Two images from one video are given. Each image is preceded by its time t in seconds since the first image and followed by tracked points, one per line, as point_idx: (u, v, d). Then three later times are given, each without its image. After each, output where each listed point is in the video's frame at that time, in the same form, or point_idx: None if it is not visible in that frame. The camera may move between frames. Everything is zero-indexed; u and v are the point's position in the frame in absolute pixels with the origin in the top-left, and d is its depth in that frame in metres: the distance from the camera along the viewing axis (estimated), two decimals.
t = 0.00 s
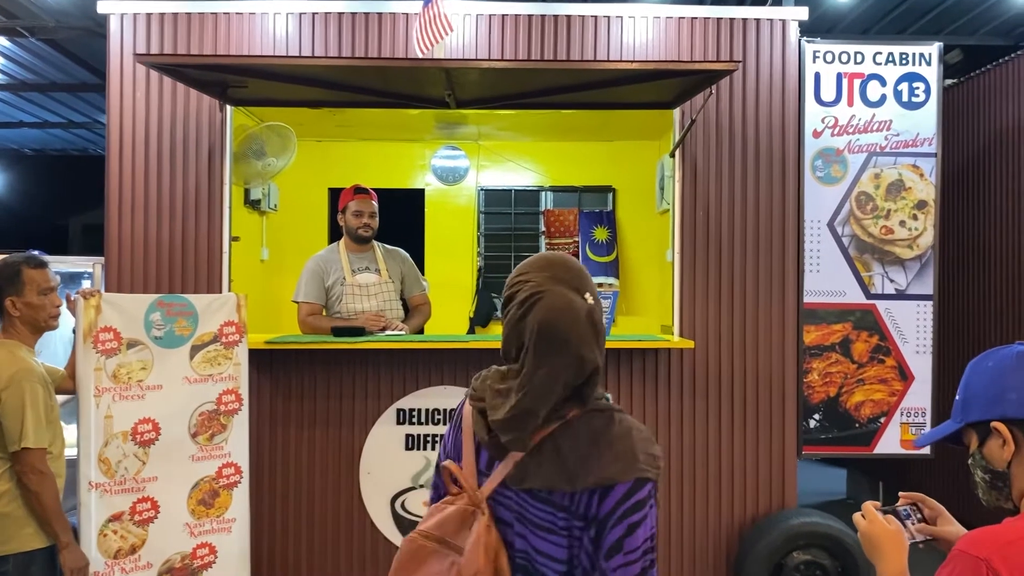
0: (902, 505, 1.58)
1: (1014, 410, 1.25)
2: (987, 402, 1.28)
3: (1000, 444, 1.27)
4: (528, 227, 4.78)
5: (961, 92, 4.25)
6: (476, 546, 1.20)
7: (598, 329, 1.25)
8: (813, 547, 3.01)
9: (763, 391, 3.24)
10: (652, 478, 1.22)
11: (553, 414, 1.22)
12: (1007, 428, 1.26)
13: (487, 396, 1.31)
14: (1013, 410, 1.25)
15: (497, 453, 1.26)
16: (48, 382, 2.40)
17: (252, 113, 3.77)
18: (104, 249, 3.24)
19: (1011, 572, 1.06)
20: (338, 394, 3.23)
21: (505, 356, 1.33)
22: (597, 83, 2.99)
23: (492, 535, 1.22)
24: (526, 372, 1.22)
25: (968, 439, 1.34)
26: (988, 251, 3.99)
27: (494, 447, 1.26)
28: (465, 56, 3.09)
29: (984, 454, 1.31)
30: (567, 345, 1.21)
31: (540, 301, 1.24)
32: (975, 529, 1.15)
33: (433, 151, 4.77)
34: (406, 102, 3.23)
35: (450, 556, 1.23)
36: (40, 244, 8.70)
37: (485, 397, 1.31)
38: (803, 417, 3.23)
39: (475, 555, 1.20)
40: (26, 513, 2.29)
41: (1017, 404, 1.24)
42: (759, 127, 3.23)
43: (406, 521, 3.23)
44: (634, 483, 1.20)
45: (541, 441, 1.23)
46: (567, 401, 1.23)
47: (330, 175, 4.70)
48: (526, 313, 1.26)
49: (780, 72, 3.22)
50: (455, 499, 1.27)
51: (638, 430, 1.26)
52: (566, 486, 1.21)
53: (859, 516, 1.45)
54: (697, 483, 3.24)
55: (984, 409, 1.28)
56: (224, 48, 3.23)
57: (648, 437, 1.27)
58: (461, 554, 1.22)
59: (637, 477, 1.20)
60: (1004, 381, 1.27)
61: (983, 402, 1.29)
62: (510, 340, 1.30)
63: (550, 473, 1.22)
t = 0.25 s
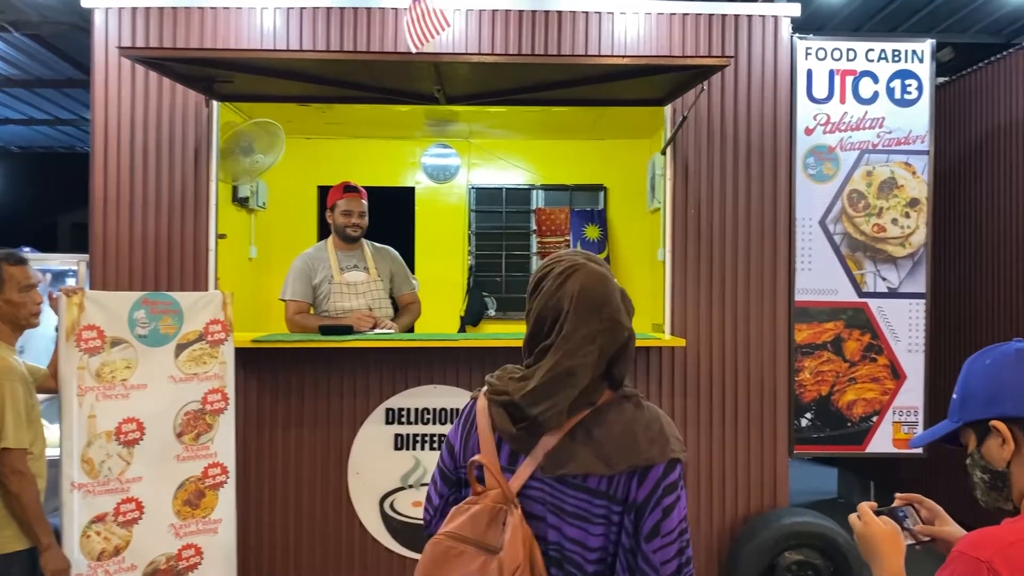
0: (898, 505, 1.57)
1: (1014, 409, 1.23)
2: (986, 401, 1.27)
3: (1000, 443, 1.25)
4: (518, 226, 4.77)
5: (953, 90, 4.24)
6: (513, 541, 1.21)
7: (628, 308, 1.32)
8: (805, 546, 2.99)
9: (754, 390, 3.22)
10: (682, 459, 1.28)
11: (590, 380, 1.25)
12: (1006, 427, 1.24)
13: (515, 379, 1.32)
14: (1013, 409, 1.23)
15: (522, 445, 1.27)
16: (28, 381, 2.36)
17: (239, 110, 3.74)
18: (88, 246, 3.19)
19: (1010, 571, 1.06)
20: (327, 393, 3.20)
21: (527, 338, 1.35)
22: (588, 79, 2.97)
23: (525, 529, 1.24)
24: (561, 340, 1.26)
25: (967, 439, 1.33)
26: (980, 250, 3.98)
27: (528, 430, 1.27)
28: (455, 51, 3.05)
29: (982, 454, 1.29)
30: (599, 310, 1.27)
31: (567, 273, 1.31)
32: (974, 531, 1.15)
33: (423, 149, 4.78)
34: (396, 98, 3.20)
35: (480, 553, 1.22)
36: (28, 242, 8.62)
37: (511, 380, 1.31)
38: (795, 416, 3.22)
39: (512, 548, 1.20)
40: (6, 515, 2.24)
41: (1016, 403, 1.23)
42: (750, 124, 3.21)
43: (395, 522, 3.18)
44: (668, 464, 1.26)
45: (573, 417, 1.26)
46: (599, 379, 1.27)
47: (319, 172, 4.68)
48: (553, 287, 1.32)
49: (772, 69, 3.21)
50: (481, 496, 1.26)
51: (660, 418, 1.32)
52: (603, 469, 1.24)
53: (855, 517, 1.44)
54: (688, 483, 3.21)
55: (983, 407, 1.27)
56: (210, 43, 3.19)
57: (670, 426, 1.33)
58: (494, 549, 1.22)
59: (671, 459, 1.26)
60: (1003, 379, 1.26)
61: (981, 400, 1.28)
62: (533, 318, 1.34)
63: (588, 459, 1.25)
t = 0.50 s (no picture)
0: (891, 506, 1.51)
1: (1005, 409, 1.20)
2: (976, 401, 1.24)
3: (991, 444, 1.22)
4: (507, 225, 4.78)
5: (942, 89, 4.23)
6: (588, 543, 1.16)
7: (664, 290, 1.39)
8: (794, 547, 2.98)
9: (743, 390, 3.20)
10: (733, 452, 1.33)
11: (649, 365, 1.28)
12: (997, 427, 1.21)
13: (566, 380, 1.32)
14: (1004, 409, 1.20)
15: (580, 450, 1.26)
16: (5, 381, 2.31)
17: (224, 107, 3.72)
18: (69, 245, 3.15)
19: None
20: (312, 394, 3.17)
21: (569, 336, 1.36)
22: (576, 76, 2.94)
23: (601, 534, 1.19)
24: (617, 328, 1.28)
25: (958, 440, 1.30)
26: (969, 248, 3.98)
27: (595, 427, 1.28)
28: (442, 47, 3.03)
29: (973, 455, 1.26)
30: (647, 294, 1.31)
31: (609, 266, 1.35)
32: (966, 534, 1.13)
33: (412, 147, 4.75)
34: (383, 94, 3.16)
35: (552, 560, 1.16)
36: (14, 241, 8.55)
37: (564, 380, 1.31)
38: (784, 416, 3.20)
39: (591, 551, 1.15)
40: None
41: (1007, 403, 1.20)
42: (739, 122, 3.20)
43: (381, 524, 3.15)
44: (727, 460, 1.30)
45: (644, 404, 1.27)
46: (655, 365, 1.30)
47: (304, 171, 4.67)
48: (595, 279, 1.35)
49: (760, 67, 3.19)
50: (545, 501, 1.21)
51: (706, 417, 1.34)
52: (671, 469, 1.25)
53: (844, 519, 1.40)
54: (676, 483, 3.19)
55: (974, 408, 1.24)
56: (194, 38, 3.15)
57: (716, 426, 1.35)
58: (569, 555, 1.16)
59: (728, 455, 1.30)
60: (994, 379, 1.23)
61: (972, 401, 1.24)
62: (576, 315, 1.35)
63: (656, 460, 1.25)
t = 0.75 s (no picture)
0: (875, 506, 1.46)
1: (989, 410, 1.16)
2: (961, 402, 1.20)
3: (974, 445, 1.18)
4: (496, 224, 4.83)
5: (930, 88, 4.23)
6: (647, 536, 1.21)
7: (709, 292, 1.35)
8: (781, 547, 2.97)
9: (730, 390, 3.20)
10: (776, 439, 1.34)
11: (699, 373, 1.26)
12: (981, 428, 1.18)
13: (613, 383, 1.30)
14: (988, 410, 1.16)
15: (630, 449, 1.27)
16: None
17: (207, 104, 3.65)
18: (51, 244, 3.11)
19: None
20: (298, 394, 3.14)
21: (614, 340, 1.33)
22: (563, 74, 2.93)
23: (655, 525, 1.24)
24: (665, 339, 1.25)
25: (941, 441, 1.26)
26: (957, 248, 3.98)
27: (642, 428, 1.28)
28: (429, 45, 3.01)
29: (956, 457, 1.23)
30: (693, 302, 1.27)
31: (654, 271, 1.30)
32: (951, 535, 1.13)
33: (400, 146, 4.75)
34: (369, 92, 3.14)
35: (613, 554, 1.22)
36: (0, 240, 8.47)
37: (612, 383, 1.30)
38: (771, 415, 3.19)
39: (649, 544, 1.21)
40: None
41: (991, 404, 1.17)
42: (727, 121, 3.19)
43: (366, 525, 3.13)
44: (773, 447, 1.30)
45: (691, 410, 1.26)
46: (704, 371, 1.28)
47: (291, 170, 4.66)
48: (638, 284, 1.30)
49: (748, 66, 3.19)
50: (601, 500, 1.25)
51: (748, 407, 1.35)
52: (719, 460, 1.25)
53: (827, 521, 1.38)
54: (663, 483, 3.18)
55: (958, 408, 1.20)
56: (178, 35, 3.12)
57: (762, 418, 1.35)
58: (630, 548, 1.22)
59: (774, 443, 1.30)
60: (977, 378, 1.19)
61: (957, 402, 1.20)
62: (621, 321, 1.32)
63: (703, 452, 1.26)
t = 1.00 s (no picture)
0: (848, 510, 1.43)
1: (960, 411, 1.12)
2: (932, 403, 1.16)
3: (946, 447, 1.14)
4: (483, 223, 4.81)
5: (914, 88, 4.23)
6: (687, 507, 1.25)
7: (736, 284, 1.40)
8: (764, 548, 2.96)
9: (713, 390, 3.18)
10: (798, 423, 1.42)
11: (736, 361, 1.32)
12: (953, 430, 1.13)
13: (650, 366, 1.34)
14: (960, 411, 1.12)
15: (668, 424, 1.33)
16: None
17: (190, 101, 3.58)
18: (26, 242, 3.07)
19: None
20: (277, 394, 3.11)
21: (648, 325, 1.36)
22: (545, 71, 2.90)
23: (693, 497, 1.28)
24: (705, 330, 1.30)
25: (913, 443, 1.21)
26: (941, 248, 3.97)
27: (680, 407, 1.34)
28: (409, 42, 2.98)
29: (928, 459, 1.18)
30: (730, 294, 1.32)
31: (691, 263, 1.34)
32: (924, 540, 1.10)
33: (386, 144, 4.74)
34: (350, 89, 3.11)
35: (649, 524, 1.25)
36: None
37: (648, 367, 1.34)
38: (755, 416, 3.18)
39: (689, 515, 1.25)
40: None
41: (963, 404, 1.12)
42: (710, 120, 3.18)
43: (347, 527, 3.10)
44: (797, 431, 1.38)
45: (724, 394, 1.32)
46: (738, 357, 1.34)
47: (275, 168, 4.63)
48: (677, 275, 1.33)
49: (731, 65, 3.17)
50: (638, 471, 1.29)
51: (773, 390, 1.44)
52: (754, 439, 1.32)
53: (800, 523, 1.35)
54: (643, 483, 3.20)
55: (930, 409, 1.16)
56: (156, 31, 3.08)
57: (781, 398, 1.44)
58: (668, 519, 1.26)
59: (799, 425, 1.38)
60: (949, 379, 1.14)
61: (929, 403, 1.16)
62: (657, 309, 1.35)
63: (740, 432, 1.32)
